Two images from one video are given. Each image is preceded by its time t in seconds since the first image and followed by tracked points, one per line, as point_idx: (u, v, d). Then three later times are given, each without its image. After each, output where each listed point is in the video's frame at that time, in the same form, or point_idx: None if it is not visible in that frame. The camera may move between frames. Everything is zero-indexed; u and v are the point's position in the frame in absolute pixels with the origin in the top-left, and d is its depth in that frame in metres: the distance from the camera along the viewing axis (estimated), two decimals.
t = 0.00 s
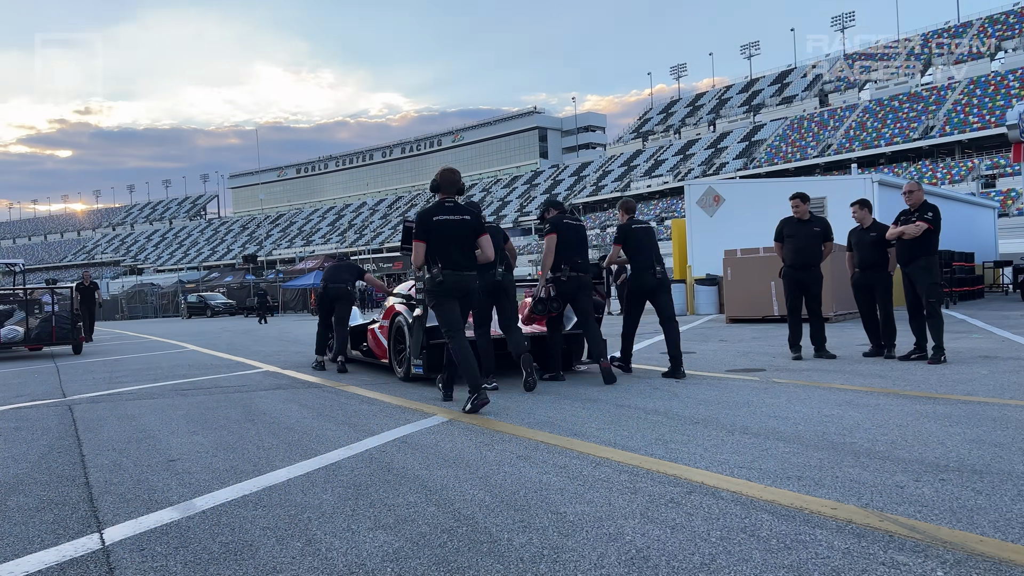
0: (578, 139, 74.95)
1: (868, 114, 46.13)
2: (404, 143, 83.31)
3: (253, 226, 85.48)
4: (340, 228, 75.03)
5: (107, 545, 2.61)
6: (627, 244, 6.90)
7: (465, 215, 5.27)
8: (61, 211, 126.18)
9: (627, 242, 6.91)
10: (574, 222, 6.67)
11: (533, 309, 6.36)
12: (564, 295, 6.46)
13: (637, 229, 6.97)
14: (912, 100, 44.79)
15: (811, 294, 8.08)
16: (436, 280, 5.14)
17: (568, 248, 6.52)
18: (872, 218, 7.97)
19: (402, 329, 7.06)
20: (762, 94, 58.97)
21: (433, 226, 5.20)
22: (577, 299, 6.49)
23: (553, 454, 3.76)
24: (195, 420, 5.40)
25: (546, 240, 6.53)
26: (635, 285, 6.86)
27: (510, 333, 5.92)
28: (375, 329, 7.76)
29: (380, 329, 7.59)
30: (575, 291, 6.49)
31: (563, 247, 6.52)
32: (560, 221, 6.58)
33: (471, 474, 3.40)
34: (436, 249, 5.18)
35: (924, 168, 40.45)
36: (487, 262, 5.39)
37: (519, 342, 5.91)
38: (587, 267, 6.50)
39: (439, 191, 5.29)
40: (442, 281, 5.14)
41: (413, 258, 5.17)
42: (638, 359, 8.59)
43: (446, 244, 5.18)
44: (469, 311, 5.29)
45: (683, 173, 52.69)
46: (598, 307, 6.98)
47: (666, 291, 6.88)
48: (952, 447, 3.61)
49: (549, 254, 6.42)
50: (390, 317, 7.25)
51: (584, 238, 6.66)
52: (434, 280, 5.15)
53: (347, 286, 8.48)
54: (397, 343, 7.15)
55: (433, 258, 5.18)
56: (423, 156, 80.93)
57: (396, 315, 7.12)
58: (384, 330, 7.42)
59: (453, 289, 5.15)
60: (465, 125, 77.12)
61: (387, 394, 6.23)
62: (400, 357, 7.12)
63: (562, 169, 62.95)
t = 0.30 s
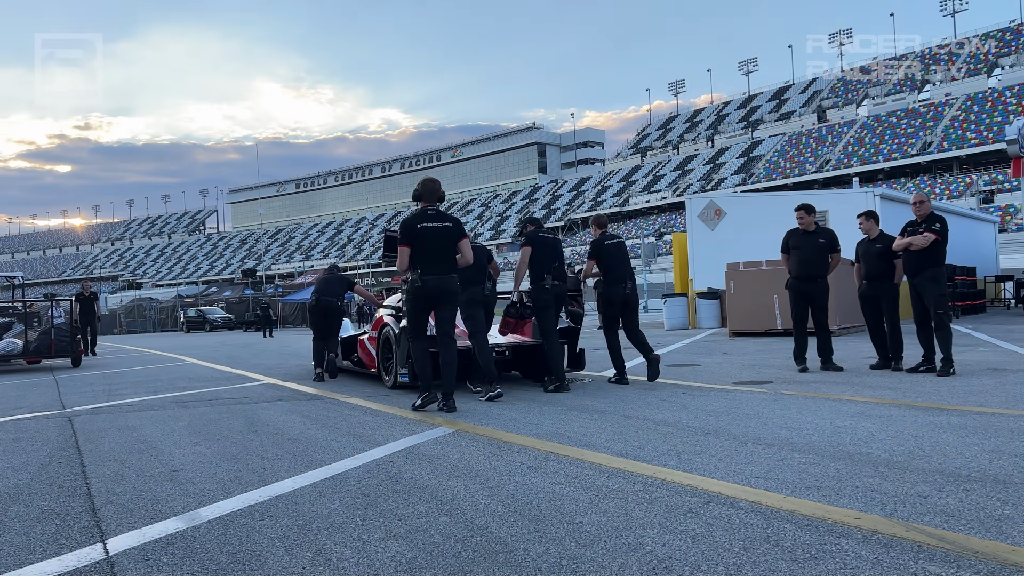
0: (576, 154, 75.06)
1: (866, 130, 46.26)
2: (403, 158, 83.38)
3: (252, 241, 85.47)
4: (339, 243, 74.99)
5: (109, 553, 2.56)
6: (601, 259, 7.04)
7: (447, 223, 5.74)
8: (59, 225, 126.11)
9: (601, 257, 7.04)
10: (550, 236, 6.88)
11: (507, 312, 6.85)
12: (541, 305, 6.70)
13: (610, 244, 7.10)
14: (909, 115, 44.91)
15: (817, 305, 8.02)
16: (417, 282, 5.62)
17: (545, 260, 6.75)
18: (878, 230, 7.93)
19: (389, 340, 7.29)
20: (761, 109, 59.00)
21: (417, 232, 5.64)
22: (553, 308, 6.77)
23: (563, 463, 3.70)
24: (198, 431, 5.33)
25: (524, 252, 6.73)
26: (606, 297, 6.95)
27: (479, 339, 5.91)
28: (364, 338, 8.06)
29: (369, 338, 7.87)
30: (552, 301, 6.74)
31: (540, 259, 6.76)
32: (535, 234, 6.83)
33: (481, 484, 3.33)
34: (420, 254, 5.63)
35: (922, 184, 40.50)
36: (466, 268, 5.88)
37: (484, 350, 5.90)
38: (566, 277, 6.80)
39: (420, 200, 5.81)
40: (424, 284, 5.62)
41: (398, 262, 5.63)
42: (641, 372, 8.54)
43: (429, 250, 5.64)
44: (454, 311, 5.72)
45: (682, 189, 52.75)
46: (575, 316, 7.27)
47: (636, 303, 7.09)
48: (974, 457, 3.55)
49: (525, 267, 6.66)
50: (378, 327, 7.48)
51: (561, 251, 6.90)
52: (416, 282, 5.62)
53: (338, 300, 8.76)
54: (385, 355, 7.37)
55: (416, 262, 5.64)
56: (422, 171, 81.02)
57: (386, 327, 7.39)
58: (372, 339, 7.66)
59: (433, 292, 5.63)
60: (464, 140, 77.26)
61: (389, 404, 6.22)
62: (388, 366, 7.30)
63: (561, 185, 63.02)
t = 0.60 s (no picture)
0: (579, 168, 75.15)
1: (868, 145, 46.30)
2: (406, 172, 83.57)
3: (256, 255, 85.55)
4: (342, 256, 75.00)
5: (114, 561, 2.54)
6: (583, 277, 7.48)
7: (424, 248, 6.04)
8: (62, 239, 126.38)
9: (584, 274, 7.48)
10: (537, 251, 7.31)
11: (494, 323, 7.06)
12: (523, 317, 7.11)
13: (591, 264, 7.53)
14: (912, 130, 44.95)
15: (824, 318, 7.99)
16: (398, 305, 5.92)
17: (529, 275, 7.17)
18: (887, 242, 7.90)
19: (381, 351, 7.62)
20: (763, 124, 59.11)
21: (395, 258, 5.97)
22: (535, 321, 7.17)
23: (573, 475, 3.66)
24: (203, 441, 5.30)
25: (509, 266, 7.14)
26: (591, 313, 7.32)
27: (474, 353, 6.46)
28: (357, 350, 8.20)
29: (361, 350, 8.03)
30: (534, 314, 7.14)
31: (525, 274, 7.19)
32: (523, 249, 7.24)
33: (492, 494, 3.29)
34: (400, 278, 5.96)
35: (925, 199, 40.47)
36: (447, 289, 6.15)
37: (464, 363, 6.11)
38: (549, 291, 7.19)
39: (399, 227, 6.16)
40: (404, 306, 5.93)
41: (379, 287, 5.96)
42: (646, 384, 8.51)
43: (408, 274, 5.96)
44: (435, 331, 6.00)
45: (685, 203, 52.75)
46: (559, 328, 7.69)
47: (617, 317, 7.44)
48: (990, 468, 3.51)
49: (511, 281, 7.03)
50: (370, 340, 7.72)
51: (546, 267, 7.33)
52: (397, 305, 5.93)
53: (333, 315, 9.12)
54: (377, 365, 7.71)
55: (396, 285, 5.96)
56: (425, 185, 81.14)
57: (376, 337, 7.64)
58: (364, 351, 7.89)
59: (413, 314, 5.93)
60: (467, 154, 77.41)
61: (396, 413, 6.19)
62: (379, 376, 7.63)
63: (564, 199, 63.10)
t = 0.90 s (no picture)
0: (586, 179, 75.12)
1: (876, 156, 46.20)
2: (413, 183, 83.74)
3: (263, 265, 85.73)
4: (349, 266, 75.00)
5: (120, 569, 2.52)
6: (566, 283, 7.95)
7: (410, 257, 6.51)
8: (70, 249, 126.81)
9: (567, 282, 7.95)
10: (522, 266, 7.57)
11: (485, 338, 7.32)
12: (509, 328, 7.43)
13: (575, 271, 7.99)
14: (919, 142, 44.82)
15: (834, 326, 7.95)
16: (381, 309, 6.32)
17: (516, 289, 7.49)
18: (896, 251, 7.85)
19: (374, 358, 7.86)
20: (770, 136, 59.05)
21: (381, 265, 6.43)
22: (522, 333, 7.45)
23: (579, 484, 3.65)
24: (211, 450, 5.29)
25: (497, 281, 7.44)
26: (571, 321, 7.94)
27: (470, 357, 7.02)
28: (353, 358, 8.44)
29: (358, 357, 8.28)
30: (519, 326, 7.44)
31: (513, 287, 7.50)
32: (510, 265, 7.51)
33: (501, 504, 3.25)
34: (385, 284, 6.41)
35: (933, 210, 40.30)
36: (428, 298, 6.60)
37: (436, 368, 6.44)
38: (533, 304, 7.53)
39: (389, 238, 6.68)
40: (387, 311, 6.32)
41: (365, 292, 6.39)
42: (652, 395, 8.48)
43: (393, 281, 6.42)
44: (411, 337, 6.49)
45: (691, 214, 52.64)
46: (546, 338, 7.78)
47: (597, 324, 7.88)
48: (1005, 480, 3.47)
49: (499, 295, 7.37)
50: (365, 347, 8.00)
51: (530, 283, 7.60)
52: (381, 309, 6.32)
53: (330, 321, 9.23)
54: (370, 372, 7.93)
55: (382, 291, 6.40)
56: (431, 196, 81.24)
57: (369, 345, 7.95)
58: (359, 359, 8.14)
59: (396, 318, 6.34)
60: (474, 165, 77.49)
61: (403, 422, 6.16)
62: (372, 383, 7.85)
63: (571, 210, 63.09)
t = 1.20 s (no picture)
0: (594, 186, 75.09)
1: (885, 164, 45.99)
2: (422, 190, 83.86)
3: (272, 272, 85.97)
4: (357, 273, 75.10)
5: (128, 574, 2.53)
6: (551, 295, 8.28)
7: (401, 272, 6.84)
8: (81, 255, 127.52)
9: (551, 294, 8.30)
10: (510, 276, 7.95)
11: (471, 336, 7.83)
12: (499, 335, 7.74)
13: (560, 286, 8.32)
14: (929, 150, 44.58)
15: (844, 337, 7.91)
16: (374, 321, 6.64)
17: (505, 295, 7.87)
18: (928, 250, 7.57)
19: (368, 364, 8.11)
20: (778, 144, 58.89)
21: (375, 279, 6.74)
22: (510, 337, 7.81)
23: (589, 491, 3.63)
24: (219, 455, 5.30)
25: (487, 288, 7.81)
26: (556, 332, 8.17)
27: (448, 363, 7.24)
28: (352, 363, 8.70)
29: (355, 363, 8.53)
30: (509, 331, 7.76)
31: (501, 296, 7.86)
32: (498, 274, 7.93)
33: (508, 511, 3.25)
34: (377, 297, 6.70)
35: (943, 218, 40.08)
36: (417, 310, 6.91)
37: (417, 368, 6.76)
38: (521, 310, 7.82)
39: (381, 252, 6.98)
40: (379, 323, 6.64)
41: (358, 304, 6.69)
42: (660, 402, 8.45)
43: (385, 292, 6.72)
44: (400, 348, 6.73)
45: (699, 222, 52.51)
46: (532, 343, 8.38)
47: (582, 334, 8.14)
48: (1017, 489, 3.44)
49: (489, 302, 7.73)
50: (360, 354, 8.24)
51: (519, 289, 8.00)
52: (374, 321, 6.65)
53: (328, 329, 9.53)
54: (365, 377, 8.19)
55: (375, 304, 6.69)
56: (439, 203, 81.33)
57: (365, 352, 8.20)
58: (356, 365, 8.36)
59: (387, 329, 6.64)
60: (482, 172, 77.57)
61: (412, 430, 6.15)
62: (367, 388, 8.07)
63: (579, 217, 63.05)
